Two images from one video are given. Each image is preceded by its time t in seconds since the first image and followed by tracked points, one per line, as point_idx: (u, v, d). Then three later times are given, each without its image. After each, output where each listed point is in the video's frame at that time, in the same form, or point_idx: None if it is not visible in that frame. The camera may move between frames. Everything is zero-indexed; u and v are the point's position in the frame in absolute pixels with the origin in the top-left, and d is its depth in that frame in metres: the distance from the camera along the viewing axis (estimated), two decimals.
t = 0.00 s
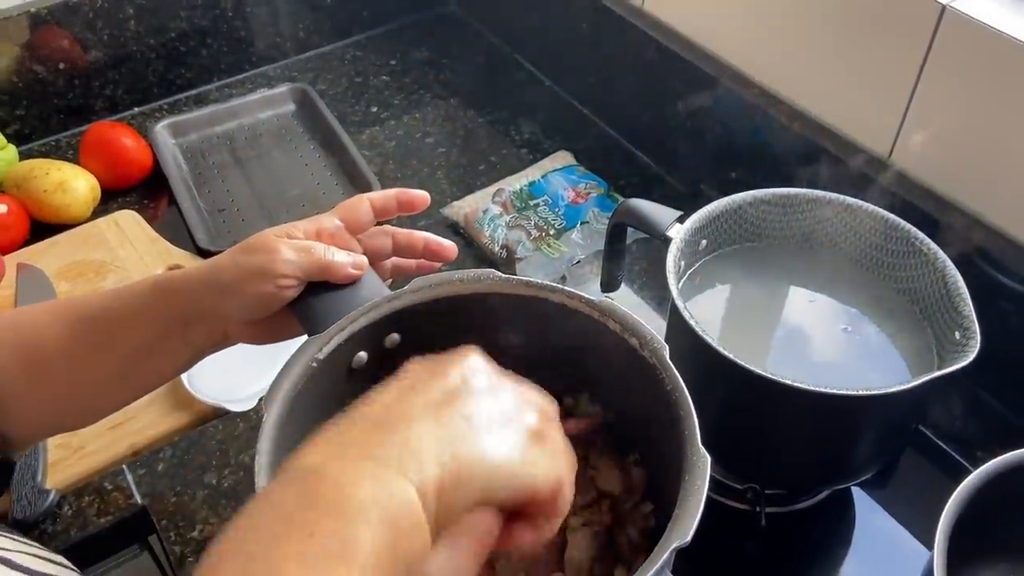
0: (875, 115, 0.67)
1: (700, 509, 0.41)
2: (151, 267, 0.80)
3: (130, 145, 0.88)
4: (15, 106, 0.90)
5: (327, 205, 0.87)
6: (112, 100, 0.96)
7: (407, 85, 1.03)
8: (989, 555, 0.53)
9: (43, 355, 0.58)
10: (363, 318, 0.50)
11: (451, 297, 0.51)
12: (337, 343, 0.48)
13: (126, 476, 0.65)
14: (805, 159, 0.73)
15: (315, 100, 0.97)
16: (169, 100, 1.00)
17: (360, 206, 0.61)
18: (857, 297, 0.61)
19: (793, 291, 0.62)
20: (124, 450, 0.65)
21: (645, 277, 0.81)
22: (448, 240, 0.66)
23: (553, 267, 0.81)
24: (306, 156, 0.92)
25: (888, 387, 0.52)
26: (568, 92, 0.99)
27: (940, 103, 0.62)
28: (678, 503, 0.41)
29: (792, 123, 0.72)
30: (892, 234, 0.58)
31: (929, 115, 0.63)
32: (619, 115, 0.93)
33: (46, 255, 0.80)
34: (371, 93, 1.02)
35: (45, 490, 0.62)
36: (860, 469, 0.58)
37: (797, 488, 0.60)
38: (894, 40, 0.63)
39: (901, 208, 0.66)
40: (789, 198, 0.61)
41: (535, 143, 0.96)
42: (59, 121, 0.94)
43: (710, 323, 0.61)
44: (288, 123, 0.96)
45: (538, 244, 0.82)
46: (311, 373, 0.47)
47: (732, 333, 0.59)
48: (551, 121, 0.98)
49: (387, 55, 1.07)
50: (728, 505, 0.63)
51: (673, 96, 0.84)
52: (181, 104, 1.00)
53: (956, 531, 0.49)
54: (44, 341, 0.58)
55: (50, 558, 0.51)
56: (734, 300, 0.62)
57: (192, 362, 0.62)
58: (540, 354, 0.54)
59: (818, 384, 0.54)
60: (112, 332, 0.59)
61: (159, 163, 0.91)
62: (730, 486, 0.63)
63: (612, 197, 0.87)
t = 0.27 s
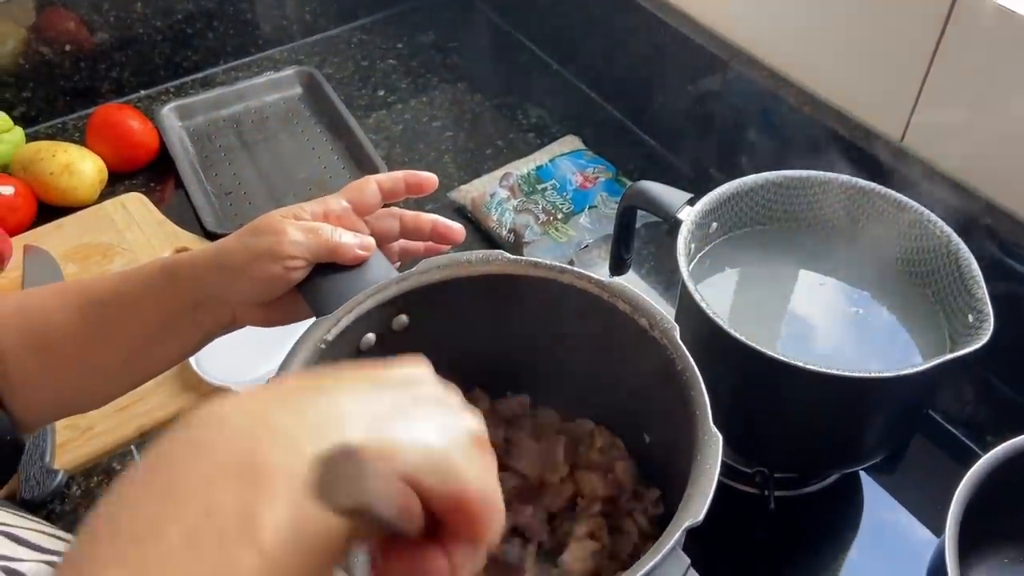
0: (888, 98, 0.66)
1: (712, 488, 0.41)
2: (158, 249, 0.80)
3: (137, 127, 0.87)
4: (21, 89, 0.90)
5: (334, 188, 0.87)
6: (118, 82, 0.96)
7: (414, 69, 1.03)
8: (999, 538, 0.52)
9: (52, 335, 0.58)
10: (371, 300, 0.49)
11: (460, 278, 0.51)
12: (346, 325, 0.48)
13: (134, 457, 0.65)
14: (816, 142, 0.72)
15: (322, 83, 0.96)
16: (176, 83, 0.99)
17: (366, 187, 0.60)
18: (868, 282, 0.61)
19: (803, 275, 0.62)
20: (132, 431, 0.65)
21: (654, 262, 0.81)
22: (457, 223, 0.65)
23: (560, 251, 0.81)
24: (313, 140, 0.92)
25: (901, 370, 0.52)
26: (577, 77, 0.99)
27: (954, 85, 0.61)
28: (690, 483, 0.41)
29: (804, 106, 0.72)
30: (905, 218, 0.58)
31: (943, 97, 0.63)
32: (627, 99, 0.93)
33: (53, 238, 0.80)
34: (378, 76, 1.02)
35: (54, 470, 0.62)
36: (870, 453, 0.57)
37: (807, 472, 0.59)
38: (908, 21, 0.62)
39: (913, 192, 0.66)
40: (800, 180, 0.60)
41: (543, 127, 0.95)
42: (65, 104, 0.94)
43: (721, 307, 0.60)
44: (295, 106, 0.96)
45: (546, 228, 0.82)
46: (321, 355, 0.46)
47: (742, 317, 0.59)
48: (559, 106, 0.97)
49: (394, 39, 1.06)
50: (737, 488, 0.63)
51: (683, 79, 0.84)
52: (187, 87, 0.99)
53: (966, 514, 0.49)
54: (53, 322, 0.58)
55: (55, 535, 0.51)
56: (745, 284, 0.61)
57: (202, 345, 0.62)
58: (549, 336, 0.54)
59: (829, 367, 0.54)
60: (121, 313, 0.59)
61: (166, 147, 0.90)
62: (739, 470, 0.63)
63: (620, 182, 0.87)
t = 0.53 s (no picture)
0: (902, 79, 0.66)
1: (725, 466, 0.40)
2: (165, 229, 0.79)
3: (143, 107, 0.87)
4: (28, 67, 0.90)
5: (342, 169, 0.86)
6: (124, 62, 0.96)
7: (422, 50, 1.02)
8: (1010, 521, 0.52)
9: (61, 313, 0.58)
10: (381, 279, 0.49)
11: (470, 257, 0.50)
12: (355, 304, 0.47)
13: (142, 435, 0.65)
14: (827, 124, 0.72)
15: (329, 64, 0.96)
16: (182, 63, 0.99)
17: (375, 163, 0.60)
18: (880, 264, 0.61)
19: (815, 257, 0.61)
20: (140, 409, 0.65)
21: (662, 244, 0.80)
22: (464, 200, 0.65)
23: (569, 233, 0.81)
24: (320, 120, 0.92)
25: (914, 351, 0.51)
26: (586, 58, 0.98)
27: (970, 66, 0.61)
28: (703, 460, 0.41)
29: (816, 87, 0.71)
30: (920, 200, 0.57)
31: (958, 77, 0.62)
32: (636, 80, 0.92)
33: (60, 217, 0.79)
34: (385, 57, 1.01)
35: (62, 449, 0.62)
36: (881, 435, 0.57)
37: (817, 453, 0.59)
38: None
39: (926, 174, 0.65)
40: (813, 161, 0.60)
41: (551, 109, 0.95)
42: (71, 83, 0.94)
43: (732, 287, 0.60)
44: (302, 87, 0.96)
45: (554, 210, 0.82)
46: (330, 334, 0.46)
47: (754, 298, 0.59)
48: (568, 87, 0.97)
49: (401, 19, 1.06)
50: (746, 470, 0.63)
51: (693, 60, 0.83)
52: (194, 67, 0.99)
53: (979, 496, 0.49)
54: (62, 300, 0.58)
55: (61, 510, 0.51)
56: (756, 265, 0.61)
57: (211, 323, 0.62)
58: (559, 316, 0.54)
59: (842, 348, 0.53)
60: (129, 291, 0.59)
61: (172, 127, 0.90)
62: (748, 451, 0.62)
63: (629, 164, 0.86)
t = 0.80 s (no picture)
0: (914, 64, 0.65)
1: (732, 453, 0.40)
2: (170, 214, 0.79)
3: (148, 91, 0.87)
4: (32, 50, 0.90)
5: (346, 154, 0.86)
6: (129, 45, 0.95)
7: (428, 34, 1.01)
8: (1017, 511, 0.52)
9: (68, 298, 0.58)
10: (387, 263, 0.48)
11: (476, 242, 0.50)
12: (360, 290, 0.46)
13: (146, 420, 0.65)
14: (837, 109, 0.71)
15: (334, 47, 0.95)
16: (187, 46, 0.98)
17: (380, 147, 0.60)
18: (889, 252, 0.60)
19: (820, 244, 0.61)
20: (144, 394, 0.65)
21: (669, 231, 0.80)
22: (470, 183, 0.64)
23: (575, 219, 0.80)
24: (325, 104, 0.91)
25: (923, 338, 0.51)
26: (594, 43, 0.97)
27: (983, 51, 0.60)
28: (709, 447, 0.41)
29: (826, 72, 0.71)
30: (929, 186, 0.57)
31: (970, 62, 0.61)
32: (644, 65, 0.91)
33: (65, 201, 0.79)
34: (390, 41, 1.00)
35: (68, 433, 0.62)
36: (888, 423, 0.57)
37: (824, 441, 0.59)
38: None
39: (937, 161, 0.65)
40: (822, 147, 0.59)
41: (558, 94, 0.94)
42: (76, 66, 0.93)
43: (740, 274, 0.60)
44: (307, 71, 0.95)
45: (561, 196, 0.81)
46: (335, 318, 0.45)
47: (761, 285, 0.58)
48: (575, 72, 0.96)
49: (407, 3, 1.05)
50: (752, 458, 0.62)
51: (702, 45, 0.82)
52: (198, 50, 0.98)
53: (986, 485, 0.49)
54: (69, 285, 0.58)
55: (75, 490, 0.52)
56: (764, 252, 0.61)
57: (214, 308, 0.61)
58: (565, 302, 0.54)
59: (850, 335, 0.53)
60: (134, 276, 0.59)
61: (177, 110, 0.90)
62: (754, 439, 0.62)
63: (636, 149, 0.86)
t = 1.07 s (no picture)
0: (922, 49, 0.65)
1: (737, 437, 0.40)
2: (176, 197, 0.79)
3: (154, 75, 0.86)
4: (38, 34, 0.89)
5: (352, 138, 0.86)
6: (135, 28, 0.95)
7: (434, 18, 1.01)
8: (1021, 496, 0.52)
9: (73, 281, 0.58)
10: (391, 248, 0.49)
11: (481, 226, 0.50)
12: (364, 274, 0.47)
13: (154, 403, 0.65)
14: (845, 95, 0.71)
15: (340, 31, 0.95)
16: (193, 30, 0.98)
17: (386, 130, 0.59)
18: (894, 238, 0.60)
19: (828, 231, 0.61)
20: (151, 377, 0.65)
21: (675, 217, 0.80)
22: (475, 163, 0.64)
23: (581, 204, 0.80)
24: (332, 89, 0.91)
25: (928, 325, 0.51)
26: (601, 28, 0.97)
27: (991, 35, 0.60)
28: (714, 430, 0.41)
29: (835, 57, 0.70)
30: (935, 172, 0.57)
31: (978, 47, 0.61)
32: (651, 50, 0.91)
33: (71, 184, 0.79)
34: (396, 26, 1.00)
35: (76, 415, 0.63)
36: (893, 410, 0.57)
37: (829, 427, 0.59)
38: None
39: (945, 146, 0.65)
40: (829, 133, 0.59)
41: (564, 79, 0.94)
42: (82, 50, 0.93)
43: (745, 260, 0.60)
44: (313, 55, 0.95)
45: (566, 181, 0.81)
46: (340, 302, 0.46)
47: (767, 271, 0.59)
48: (581, 57, 0.96)
49: None
50: (757, 444, 0.63)
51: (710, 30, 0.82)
52: (204, 34, 0.98)
53: (990, 469, 0.49)
54: (73, 267, 0.58)
55: (87, 473, 0.54)
56: (769, 238, 0.61)
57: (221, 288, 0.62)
58: (570, 288, 0.54)
59: (856, 321, 0.53)
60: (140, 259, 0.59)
61: (183, 94, 0.90)
62: (759, 424, 0.62)
63: (642, 135, 0.86)
